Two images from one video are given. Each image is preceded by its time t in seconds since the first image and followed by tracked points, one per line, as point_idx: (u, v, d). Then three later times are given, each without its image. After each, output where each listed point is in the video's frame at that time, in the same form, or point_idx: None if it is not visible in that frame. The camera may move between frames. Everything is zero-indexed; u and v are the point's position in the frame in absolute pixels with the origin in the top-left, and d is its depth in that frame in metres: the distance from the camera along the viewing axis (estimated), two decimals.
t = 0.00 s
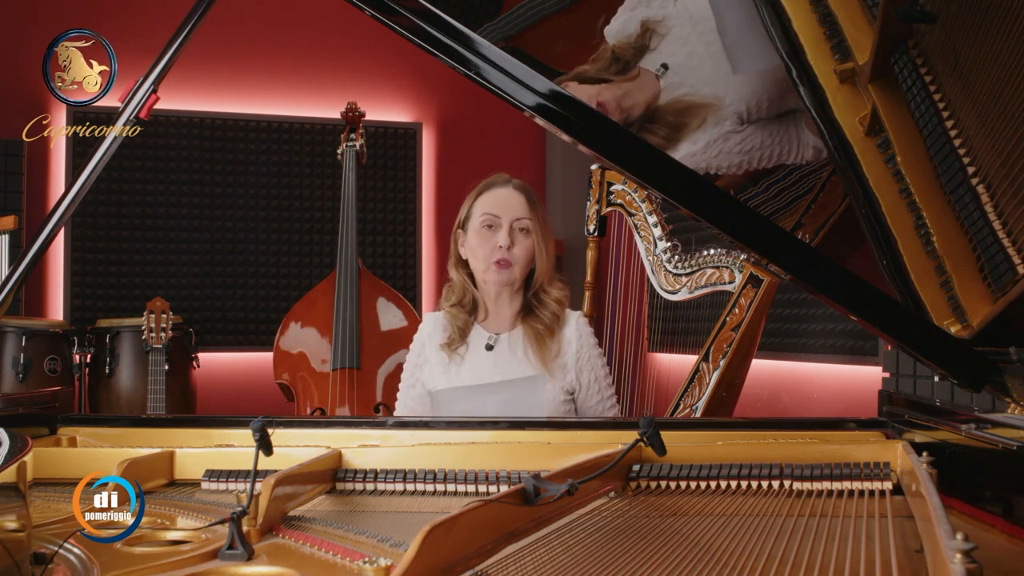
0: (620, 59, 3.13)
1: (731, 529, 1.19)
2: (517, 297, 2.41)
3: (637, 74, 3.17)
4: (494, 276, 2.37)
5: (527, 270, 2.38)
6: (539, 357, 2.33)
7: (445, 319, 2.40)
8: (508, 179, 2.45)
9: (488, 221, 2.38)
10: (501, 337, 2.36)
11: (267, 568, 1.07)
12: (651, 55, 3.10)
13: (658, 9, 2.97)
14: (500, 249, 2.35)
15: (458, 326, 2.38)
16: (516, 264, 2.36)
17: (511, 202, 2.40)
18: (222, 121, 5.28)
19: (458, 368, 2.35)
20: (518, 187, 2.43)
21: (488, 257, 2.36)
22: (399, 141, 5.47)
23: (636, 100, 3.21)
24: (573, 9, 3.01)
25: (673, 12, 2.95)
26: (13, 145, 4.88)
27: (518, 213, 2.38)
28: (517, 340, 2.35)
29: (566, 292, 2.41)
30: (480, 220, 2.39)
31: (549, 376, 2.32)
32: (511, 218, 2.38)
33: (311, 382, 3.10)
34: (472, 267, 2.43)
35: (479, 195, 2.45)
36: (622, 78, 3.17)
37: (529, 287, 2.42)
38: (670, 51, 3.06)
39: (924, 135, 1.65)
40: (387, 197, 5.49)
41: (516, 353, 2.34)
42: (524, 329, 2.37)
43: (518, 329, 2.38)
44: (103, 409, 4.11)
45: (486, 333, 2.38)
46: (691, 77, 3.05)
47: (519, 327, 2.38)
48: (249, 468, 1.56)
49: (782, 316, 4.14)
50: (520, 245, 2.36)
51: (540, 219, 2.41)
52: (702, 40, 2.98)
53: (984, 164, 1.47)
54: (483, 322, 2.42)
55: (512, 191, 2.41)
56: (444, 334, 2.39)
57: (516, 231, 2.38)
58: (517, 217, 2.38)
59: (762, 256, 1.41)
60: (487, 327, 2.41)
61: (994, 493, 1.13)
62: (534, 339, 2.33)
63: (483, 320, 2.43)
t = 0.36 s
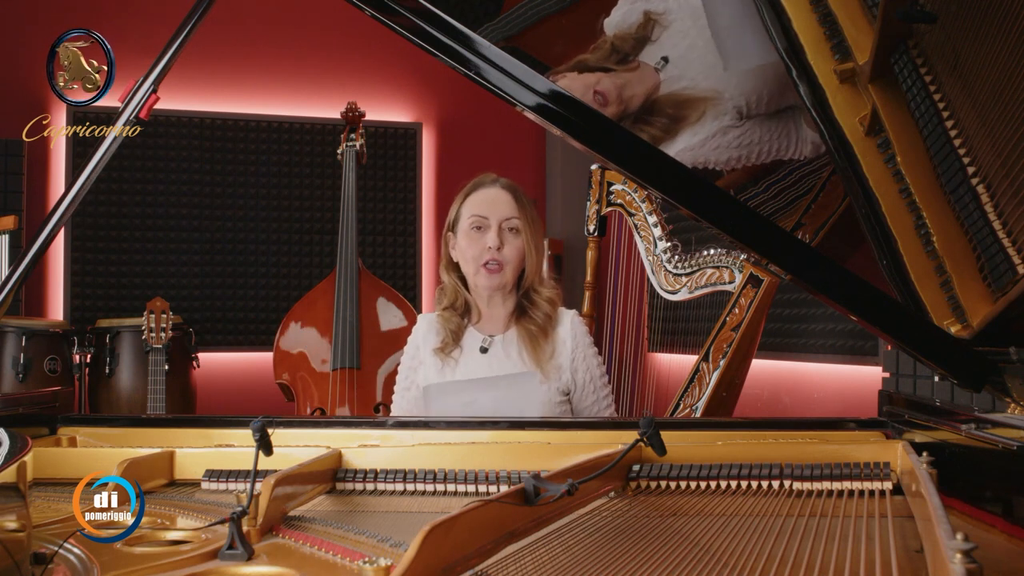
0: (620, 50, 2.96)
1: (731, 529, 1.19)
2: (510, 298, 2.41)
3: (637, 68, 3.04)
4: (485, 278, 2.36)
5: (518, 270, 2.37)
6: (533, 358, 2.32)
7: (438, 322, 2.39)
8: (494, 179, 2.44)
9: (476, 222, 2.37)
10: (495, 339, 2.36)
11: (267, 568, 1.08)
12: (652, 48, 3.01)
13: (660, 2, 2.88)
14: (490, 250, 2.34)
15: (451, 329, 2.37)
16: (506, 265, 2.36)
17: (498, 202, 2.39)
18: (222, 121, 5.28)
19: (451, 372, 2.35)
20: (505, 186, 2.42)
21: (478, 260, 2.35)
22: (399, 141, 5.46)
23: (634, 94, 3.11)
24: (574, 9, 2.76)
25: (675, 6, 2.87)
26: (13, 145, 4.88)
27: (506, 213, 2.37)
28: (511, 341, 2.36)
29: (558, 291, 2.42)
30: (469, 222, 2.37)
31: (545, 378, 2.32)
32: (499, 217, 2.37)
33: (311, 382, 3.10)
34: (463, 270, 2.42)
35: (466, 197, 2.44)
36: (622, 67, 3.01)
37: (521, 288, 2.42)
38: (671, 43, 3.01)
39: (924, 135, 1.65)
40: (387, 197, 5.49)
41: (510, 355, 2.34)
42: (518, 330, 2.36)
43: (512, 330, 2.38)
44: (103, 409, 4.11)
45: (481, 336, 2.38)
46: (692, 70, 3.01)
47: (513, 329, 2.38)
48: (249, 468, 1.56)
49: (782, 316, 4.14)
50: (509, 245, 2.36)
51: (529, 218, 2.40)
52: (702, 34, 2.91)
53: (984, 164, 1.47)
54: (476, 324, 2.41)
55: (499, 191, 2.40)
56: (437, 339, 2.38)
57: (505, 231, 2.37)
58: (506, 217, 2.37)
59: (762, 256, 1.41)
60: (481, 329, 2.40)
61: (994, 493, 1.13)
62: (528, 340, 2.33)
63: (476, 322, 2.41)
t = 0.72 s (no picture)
0: (617, 49, 2.83)
1: (731, 529, 1.19)
2: (507, 294, 2.40)
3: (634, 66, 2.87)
4: (479, 278, 2.34)
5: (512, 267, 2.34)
6: (532, 353, 2.33)
7: (437, 319, 2.42)
8: (481, 178, 2.41)
9: (466, 224, 2.36)
10: (494, 334, 2.38)
11: (267, 568, 1.08)
12: (648, 47, 2.83)
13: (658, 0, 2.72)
14: (480, 250, 2.32)
15: (449, 325, 2.40)
16: (498, 263, 2.33)
17: (486, 201, 2.36)
18: (222, 121, 5.28)
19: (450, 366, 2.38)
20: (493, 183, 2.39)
21: (470, 260, 2.33)
22: (399, 141, 5.47)
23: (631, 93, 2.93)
24: (574, 9, 2.66)
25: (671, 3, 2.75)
26: (13, 145, 4.89)
27: (494, 212, 2.34)
28: (510, 337, 2.37)
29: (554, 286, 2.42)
30: (458, 224, 2.36)
31: (542, 372, 2.32)
32: (488, 216, 2.34)
33: (311, 382, 3.10)
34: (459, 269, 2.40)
35: (456, 197, 2.42)
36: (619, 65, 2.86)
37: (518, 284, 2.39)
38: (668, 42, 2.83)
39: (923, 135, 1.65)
40: (387, 197, 5.49)
41: (509, 349, 2.35)
42: (516, 325, 2.37)
43: (510, 327, 2.39)
44: (103, 409, 4.11)
45: (480, 332, 2.40)
46: (688, 70, 2.85)
47: (511, 325, 2.39)
48: (249, 468, 1.56)
49: (782, 316, 4.14)
50: (499, 244, 2.33)
51: (519, 214, 2.36)
52: (699, 32, 2.78)
53: (984, 164, 1.47)
54: (476, 321, 2.43)
55: (487, 189, 2.37)
56: (436, 334, 2.41)
57: (495, 230, 2.34)
58: (494, 216, 2.34)
59: (762, 256, 1.41)
60: (480, 326, 2.42)
61: (995, 493, 1.13)
62: (524, 334, 2.34)
63: (475, 318, 2.43)
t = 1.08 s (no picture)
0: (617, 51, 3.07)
1: (731, 529, 1.19)
2: (501, 296, 2.39)
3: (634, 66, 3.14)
4: (466, 284, 2.34)
5: (498, 271, 2.33)
6: (532, 356, 2.33)
7: (439, 316, 2.43)
8: (466, 182, 2.40)
9: (450, 232, 2.37)
10: (496, 335, 2.38)
11: (267, 569, 1.07)
12: (647, 49, 3.05)
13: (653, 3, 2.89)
14: (463, 258, 2.32)
15: (450, 322, 2.40)
16: (482, 269, 2.32)
17: (467, 207, 2.35)
18: (222, 121, 5.27)
19: (450, 363, 2.38)
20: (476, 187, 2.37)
21: (455, 267, 2.34)
22: (399, 141, 5.47)
23: (631, 90, 3.20)
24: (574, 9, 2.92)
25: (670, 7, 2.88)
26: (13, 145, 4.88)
27: (475, 217, 2.34)
28: (512, 339, 2.37)
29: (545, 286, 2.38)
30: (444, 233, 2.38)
31: (544, 374, 2.33)
32: (468, 223, 2.35)
33: (311, 382, 3.10)
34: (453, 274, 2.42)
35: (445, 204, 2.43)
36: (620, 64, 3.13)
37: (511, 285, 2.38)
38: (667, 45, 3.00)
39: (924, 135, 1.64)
40: (387, 197, 5.49)
41: (512, 350, 2.36)
42: (515, 328, 2.38)
43: (511, 328, 2.39)
44: (103, 409, 4.11)
45: (481, 331, 2.41)
46: (688, 72, 3.02)
47: (511, 327, 2.39)
48: (248, 469, 1.56)
49: (781, 316, 4.14)
50: (481, 249, 2.33)
51: (500, 218, 2.34)
52: (699, 35, 2.91)
53: (984, 164, 1.47)
54: (476, 320, 2.43)
55: (468, 194, 2.36)
56: (437, 330, 2.42)
57: (476, 236, 2.35)
58: (475, 222, 2.34)
59: (762, 256, 1.41)
60: (481, 325, 2.42)
61: (994, 493, 1.13)
62: (523, 341, 2.34)
63: (475, 317, 2.43)
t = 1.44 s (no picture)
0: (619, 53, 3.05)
1: (730, 529, 1.19)
2: (502, 295, 2.40)
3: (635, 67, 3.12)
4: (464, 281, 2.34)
5: (495, 268, 2.32)
6: (533, 358, 2.33)
7: (441, 317, 2.43)
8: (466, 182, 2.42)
9: (449, 229, 2.37)
10: (497, 336, 2.38)
11: (266, 568, 1.07)
12: (649, 50, 3.04)
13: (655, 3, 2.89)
14: (460, 254, 2.32)
15: (452, 323, 2.40)
16: (479, 264, 2.31)
17: (465, 205, 2.36)
18: (222, 121, 5.27)
19: (452, 364, 2.39)
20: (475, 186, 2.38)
21: (453, 264, 2.34)
22: (399, 142, 5.47)
23: (631, 90, 3.20)
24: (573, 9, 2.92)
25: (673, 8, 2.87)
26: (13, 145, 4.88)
27: (473, 214, 2.35)
28: (512, 341, 2.37)
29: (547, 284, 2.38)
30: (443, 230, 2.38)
31: (546, 377, 2.32)
32: (466, 220, 2.35)
33: (311, 382, 3.10)
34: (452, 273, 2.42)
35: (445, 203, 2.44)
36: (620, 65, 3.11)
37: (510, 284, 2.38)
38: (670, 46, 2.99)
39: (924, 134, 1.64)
40: (387, 197, 5.49)
41: (513, 352, 2.35)
42: (516, 329, 2.37)
43: (512, 329, 2.39)
44: (103, 409, 4.11)
45: (483, 332, 2.40)
46: (690, 73, 3.01)
47: (512, 328, 2.39)
48: (248, 468, 1.56)
49: (781, 316, 4.14)
50: (479, 246, 2.32)
51: (497, 215, 2.34)
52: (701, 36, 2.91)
53: (984, 164, 1.47)
54: (477, 321, 2.43)
55: (467, 193, 2.37)
56: (438, 331, 2.43)
57: (474, 232, 2.34)
58: (473, 219, 2.34)
59: (762, 256, 1.41)
60: (482, 326, 2.43)
61: (994, 493, 1.13)
62: (524, 341, 2.34)
63: (476, 318, 2.43)
